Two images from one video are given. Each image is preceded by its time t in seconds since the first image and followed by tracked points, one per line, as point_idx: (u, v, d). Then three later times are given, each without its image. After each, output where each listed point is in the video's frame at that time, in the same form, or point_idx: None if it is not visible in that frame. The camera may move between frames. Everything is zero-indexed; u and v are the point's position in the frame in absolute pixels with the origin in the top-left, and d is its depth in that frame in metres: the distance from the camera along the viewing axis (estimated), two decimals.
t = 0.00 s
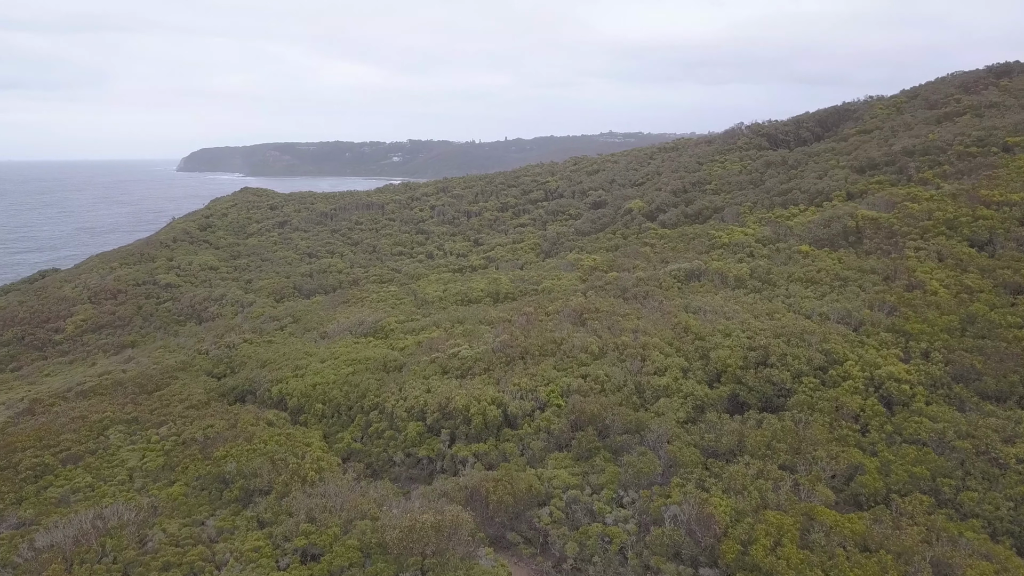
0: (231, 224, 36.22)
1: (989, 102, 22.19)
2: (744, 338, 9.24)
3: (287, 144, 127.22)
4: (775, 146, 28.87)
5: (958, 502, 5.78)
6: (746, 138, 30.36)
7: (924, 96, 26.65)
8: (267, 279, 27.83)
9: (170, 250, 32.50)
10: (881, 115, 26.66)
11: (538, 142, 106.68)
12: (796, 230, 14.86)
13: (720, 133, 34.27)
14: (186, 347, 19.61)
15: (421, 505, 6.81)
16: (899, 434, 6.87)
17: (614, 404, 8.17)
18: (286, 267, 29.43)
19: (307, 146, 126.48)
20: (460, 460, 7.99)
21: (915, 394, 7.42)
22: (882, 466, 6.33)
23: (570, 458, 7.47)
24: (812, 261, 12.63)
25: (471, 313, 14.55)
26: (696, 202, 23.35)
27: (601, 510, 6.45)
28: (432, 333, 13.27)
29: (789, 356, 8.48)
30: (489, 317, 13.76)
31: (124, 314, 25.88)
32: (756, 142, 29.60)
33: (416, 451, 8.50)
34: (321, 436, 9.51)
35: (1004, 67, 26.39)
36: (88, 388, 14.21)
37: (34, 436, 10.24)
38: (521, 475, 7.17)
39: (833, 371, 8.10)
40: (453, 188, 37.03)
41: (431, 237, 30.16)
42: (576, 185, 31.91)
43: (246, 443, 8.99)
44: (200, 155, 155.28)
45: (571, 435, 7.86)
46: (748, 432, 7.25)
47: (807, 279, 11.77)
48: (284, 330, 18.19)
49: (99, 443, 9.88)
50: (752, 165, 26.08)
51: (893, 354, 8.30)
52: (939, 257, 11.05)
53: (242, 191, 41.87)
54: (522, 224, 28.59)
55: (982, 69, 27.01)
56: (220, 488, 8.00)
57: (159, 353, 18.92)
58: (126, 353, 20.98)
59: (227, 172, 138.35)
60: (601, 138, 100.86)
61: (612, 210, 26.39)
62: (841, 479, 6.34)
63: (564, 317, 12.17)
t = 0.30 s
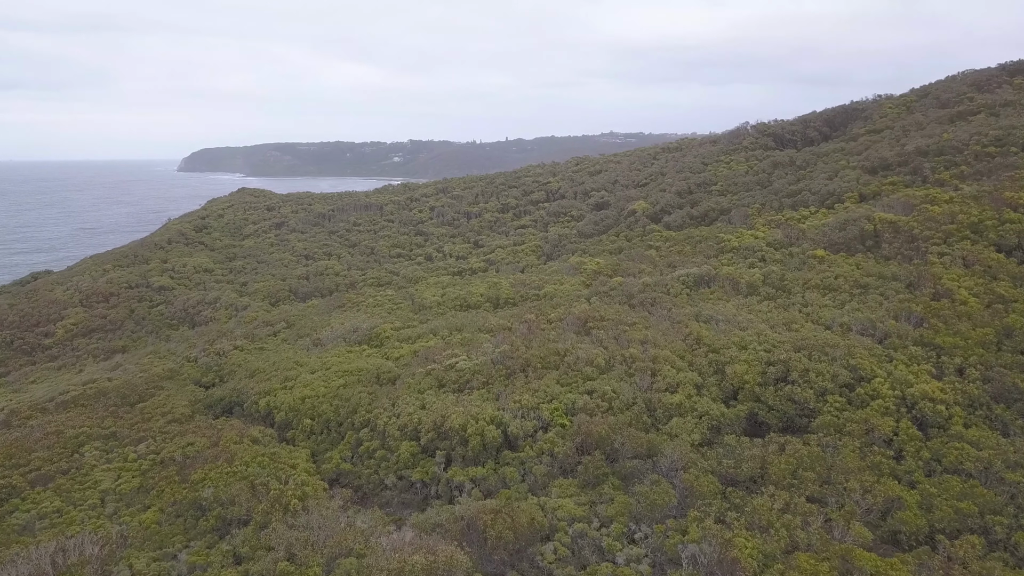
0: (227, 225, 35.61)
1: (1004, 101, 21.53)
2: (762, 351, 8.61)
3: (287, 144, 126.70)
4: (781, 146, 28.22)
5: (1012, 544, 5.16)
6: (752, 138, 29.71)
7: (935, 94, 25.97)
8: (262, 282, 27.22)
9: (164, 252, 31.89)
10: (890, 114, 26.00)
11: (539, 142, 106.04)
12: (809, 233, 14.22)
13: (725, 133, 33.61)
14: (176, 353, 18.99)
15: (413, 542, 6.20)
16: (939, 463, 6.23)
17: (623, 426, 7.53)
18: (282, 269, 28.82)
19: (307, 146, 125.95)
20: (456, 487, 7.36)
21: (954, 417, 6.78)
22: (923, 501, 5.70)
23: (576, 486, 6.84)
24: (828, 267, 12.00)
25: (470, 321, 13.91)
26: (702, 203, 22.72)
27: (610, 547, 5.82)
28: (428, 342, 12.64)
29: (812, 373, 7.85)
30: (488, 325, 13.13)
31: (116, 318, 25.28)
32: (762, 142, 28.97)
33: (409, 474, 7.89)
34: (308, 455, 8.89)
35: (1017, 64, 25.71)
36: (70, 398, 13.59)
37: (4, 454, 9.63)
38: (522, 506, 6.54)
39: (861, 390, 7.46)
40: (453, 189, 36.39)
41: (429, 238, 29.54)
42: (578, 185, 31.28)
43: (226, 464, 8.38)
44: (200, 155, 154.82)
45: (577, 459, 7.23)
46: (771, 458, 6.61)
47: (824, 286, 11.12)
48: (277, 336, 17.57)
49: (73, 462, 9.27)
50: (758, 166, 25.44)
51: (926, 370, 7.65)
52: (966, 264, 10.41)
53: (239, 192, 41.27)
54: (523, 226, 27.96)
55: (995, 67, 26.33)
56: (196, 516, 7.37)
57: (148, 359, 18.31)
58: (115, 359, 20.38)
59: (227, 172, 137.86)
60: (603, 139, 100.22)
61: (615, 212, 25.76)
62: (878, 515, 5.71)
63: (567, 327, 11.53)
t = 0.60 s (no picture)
0: (223, 226, 34.99)
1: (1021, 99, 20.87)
2: (783, 367, 7.97)
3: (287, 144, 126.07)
4: (788, 146, 27.58)
5: None
6: (758, 138, 29.08)
7: (947, 92, 25.31)
8: (257, 285, 26.60)
9: (158, 253, 31.28)
10: (900, 113, 25.35)
11: (540, 142, 105.39)
12: (824, 237, 13.57)
13: (730, 132, 32.96)
14: (165, 359, 18.36)
15: None
16: (987, 498, 5.60)
17: (633, 451, 6.89)
18: (277, 271, 28.20)
19: (307, 146, 125.36)
20: (451, 518, 6.72)
21: (1001, 444, 6.14)
22: (975, 545, 5.07)
23: (583, 519, 6.21)
24: (846, 273, 11.36)
25: (468, 328, 13.28)
26: (708, 204, 22.08)
27: None
28: (424, 351, 12.00)
29: (839, 392, 7.21)
30: (488, 333, 12.49)
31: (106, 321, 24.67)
32: (768, 142, 28.33)
33: (401, 501, 7.26)
34: (293, 478, 8.25)
35: None
36: (49, 409, 12.96)
37: None
38: (523, 544, 5.91)
39: (894, 412, 6.83)
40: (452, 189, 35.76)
41: (428, 240, 28.92)
42: (580, 186, 30.65)
43: (203, 490, 7.73)
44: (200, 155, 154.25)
45: (584, 489, 6.60)
46: (799, 489, 5.97)
47: (844, 294, 10.48)
48: (269, 343, 16.95)
49: (41, 485, 8.64)
50: (765, 165, 24.80)
51: (964, 390, 7.01)
52: (996, 271, 9.76)
53: (236, 193, 40.65)
54: (524, 227, 27.34)
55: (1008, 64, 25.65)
56: (167, 549, 6.74)
57: (136, 366, 17.69)
58: (103, 365, 19.75)
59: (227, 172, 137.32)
60: (604, 138, 99.62)
61: (618, 213, 25.11)
62: (924, 559, 5.08)
63: (571, 336, 10.90)
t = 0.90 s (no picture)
0: (218, 228, 34.38)
1: None
2: (808, 387, 7.33)
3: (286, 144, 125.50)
4: (796, 146, 26.93)
5: None
6: (765, 138, 28.42)
7: (960, 90, 24.63)
8: (252, 288, 25.98)
9: (152, 255, 30.65)
10: (912, 112, 24.69)
11: (541, 142, 104.79)
12: (840, 241, 12.92)
13: (735, 132, 32.29)
14: (154, 366, 17.73)
15: None
16: None
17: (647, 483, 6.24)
18: (273, 273, 27.58)
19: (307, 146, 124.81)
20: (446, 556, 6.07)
21: None
22: None
23: (592, 561, 5.56)
24: (868, 280, 10.70)
25: (467, 337, 12.63)
26: (715, 206, 21.42)
27: None
28: (420, 362, 11.34)
29: (873, 416, 6.56)
30: (487, 343, 11.84)
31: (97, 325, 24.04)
32: (775, 142, 27.67)
33: (391, 534, 6.61)
34: (275, 505, 7.60)
35: None
36: (25, 423, 12.30)
37: None
38: None
39: (935, 439, 6.18)
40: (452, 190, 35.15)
41: (427, 242, 28.28)
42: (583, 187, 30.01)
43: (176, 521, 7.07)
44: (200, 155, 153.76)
45: (592, 525, 5.95)
46: (835, 529, 5.32)
47: (867, 303, 9.82)
48: (260, 350, 16.32)
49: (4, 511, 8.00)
50: (773, 166, 24.15)
51: (1011, 415, 6.35)
52: None
53: (232, 194, 40.03)
54: (525, 228, 26.71)
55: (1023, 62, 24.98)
56: None
57: (123, 374, 17.05)
58: (91, 372, 19.11)
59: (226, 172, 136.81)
60: (605, 138, 99.02)
61: (621, 214, 24.46)
62: None
63: (576, 348, 10.25)
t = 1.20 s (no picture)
0: (214, 229, 33.73)
1: None
2: (838, 411, 6.67)
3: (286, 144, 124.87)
4: (804, 146, 26.25)
5: None
6: (772, 137, 27.74)
7: (974, 88, 23.93)
8: (246, 291, 25.33)
9: (145, 257, 30.01)
10: (924, 111, 24.00)
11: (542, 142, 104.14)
12: (859, 245, 12.24)
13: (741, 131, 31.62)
14: (141, 374, 17.07)
15: None
16: None
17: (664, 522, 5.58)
18: (268, 276, 26.94)
19: (306, 146, 124.20)
20: None
21: None
22: None
23: None
24: (892, 289, 10.03)
25: (465, 346, 11.96)
26: (722, 207, 20.74)
27: None
28: (415, 375, 10.67)
29: (914, 446, 5.91)
30: (486, 353, 11.17)
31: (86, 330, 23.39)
32: (783, 141, 26.99)
33: None
34: (254, 538, 6.95)
35: None
36: None
37: None
38: None
39: (987, 474, 5.52)
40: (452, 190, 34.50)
41: (426, 243, 27.62)
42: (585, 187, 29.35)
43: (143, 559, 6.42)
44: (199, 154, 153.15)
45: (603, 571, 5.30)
46: None
47: (894, 313, 9.15)
48: (250, 359, 15.65)
49: None
50: (781, 166, 23.48)
51: None
52: None
53: (229, 194, 39.38)
54: (525, 230, 26.05)
55: None
56: None
57: (108, 382, 16.39)
58: (77, 379, 18.47)
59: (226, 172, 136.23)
60: (606, 138, 98.36)
61: (625, 216, 23.79)
62: None
63: (580, 361, 9.58)
